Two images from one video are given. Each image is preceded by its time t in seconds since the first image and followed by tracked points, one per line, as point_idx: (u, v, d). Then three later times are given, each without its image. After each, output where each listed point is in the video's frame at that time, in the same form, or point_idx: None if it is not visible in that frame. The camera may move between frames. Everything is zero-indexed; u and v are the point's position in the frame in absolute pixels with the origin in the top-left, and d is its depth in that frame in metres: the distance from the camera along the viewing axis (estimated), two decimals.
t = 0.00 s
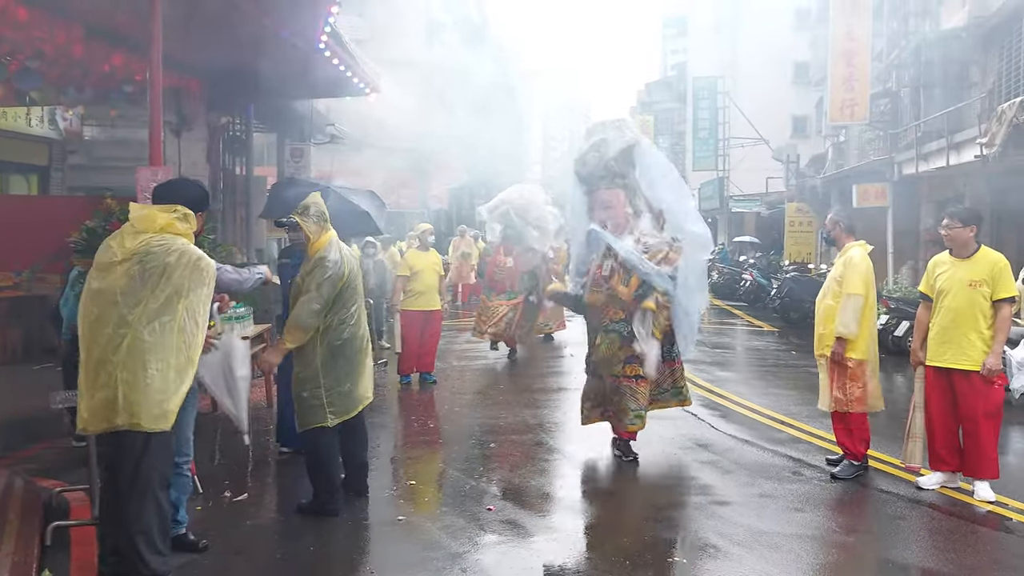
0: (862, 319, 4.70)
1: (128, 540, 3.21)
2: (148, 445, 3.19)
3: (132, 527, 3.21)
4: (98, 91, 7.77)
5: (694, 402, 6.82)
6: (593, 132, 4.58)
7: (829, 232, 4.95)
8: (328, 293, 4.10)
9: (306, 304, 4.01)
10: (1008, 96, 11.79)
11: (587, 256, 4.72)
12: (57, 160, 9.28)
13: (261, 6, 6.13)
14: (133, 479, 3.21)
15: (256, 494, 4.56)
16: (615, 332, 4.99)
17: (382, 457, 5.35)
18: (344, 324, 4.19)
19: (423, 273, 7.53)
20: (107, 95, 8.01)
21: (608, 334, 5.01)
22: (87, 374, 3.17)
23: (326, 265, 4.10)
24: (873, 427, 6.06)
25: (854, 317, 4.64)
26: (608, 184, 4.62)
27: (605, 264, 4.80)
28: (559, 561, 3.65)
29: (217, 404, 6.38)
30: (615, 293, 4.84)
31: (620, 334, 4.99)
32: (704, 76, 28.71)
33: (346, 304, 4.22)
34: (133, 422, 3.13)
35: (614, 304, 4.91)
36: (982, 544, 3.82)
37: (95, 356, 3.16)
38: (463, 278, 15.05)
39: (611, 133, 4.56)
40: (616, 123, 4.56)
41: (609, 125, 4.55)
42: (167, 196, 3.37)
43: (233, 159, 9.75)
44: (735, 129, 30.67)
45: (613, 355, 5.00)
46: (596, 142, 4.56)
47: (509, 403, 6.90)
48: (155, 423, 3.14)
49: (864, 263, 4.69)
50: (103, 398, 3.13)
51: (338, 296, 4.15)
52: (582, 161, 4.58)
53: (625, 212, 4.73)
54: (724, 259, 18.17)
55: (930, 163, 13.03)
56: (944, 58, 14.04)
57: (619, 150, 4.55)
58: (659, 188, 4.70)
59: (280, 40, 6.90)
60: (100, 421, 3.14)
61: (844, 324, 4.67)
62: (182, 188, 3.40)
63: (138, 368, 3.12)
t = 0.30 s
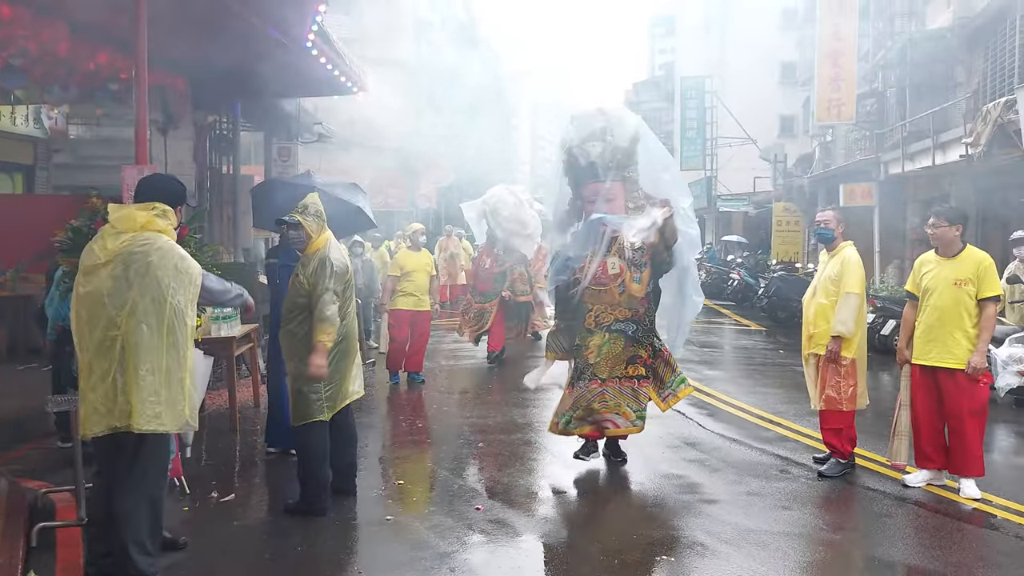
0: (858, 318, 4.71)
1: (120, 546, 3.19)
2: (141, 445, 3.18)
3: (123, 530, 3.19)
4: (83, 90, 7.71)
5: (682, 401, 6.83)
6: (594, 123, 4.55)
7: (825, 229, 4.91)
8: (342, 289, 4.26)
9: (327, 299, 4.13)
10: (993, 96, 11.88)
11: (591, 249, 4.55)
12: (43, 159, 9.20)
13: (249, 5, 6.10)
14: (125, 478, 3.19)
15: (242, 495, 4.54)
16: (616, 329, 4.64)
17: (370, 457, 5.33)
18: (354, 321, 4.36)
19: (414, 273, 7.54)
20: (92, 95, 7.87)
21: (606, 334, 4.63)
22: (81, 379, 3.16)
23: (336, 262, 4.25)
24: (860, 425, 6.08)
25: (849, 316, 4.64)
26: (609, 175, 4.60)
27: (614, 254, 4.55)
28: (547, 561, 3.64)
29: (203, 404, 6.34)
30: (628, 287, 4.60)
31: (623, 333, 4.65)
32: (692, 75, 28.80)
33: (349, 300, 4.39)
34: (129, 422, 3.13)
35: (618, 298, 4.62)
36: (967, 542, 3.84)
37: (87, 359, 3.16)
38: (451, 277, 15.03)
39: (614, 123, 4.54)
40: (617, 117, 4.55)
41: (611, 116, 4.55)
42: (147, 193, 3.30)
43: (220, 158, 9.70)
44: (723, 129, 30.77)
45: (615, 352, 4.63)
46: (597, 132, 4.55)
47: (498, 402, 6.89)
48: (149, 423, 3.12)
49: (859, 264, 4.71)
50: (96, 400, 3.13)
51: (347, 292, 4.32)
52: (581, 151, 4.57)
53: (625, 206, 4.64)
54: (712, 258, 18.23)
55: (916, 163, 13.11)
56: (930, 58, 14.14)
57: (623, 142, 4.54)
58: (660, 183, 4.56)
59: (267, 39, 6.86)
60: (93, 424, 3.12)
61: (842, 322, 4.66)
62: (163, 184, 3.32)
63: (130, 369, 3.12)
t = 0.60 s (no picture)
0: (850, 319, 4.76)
1: (118, 546, 3.18)
2: (130, 443, 3.17)
3: (115, 529, 3.16)
4: (70, 88, 7.66)
5: (672, 401, 6.84)
6: (598, 121, 4.52)
7: (817, 228, 4.90)
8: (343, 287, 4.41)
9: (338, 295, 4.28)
10: (981, 97, 11.94)
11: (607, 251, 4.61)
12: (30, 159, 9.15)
13: (238, 3, 6.06)
14: (114, 477, 3.17)
15: (231, 496, 4.52)
16: (628, 333, 4.74)
17: (360, 457, 5.31)
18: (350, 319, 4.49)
19: (405, 275, 7.46)
20: (79, 92, 7.85)
21: (622, 338, 4.74)
22: (75, 380, 3.13)
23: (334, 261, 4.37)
24: (849, 424, 6.11)
25: (847, 316, 4.69)
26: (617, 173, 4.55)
27: (622, 258, 4.68)
28: (537, 561, 3.64)
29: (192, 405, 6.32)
30: (638, 291, 4.74)
31: (631, 337, 4.77)
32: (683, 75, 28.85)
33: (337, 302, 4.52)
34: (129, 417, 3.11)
35: (629, 305, 4.73)
36: (957, 540, 3.86)
37: (79, 359, 3.13)
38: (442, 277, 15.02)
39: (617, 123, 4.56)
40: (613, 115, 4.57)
41: (608, 115, 4.56)
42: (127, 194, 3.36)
43: (209, 157, 9.66)
44: (713, 129, 30.86)
45: (627, 358, 4.78)
46: (601, 130, 4.53)
47: (489, 402, 6.89)
48: (156, 413, 3.13)
49: (852, 265, 4.74)
50: (93, 399, 3.09)
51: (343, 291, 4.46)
52: (593, 148, 4.48)
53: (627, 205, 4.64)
54: (702, 259, 18.26)
55: (905, 163, 13.18)
56: (918, 59, 14.20)
57: (627, 138, 4.57)
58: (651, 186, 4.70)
59: (256, 37, 6.83)
60: (92, 423, 3.09)
61: (839, 323, 4.70)
62: (151, 188, 3.42)
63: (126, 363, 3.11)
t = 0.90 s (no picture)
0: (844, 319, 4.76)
1: (108, 544, 3.16)
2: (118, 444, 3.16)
3: (106, 529, 3.15)
4: (66, 88, 7.64)
5: (668, 401, 6.84)
6: (593, 115, 4.31)
7: (811, 227, 4.93)
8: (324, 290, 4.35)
9: (311, 301, 4.20)
10: (975, 97, 11.98)
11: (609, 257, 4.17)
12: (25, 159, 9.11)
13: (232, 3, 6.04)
14: (105, 480, 3.15)
15: (226, 496, 4.51)
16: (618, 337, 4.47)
17: (355, 458, 5.30)
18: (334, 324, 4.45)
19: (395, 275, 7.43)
20: (74, 91, 7.82)
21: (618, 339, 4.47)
22: (58, 377, 3.10)
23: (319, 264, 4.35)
24: (844, 425, 6.11)
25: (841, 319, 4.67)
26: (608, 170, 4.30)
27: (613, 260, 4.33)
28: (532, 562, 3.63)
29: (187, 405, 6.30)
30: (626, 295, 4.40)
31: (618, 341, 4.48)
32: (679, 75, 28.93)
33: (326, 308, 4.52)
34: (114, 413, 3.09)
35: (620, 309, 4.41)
36: (952, 540, 3.87)
37: (63, 356, 3.11)
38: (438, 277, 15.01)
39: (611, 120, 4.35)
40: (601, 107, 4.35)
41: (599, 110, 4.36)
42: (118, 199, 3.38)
43: (204, 157, 9.64)
44: (709, 129, 30.90)
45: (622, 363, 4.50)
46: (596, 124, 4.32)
47: (484, 402, 6.89)
48: (138, 409, 3.11)
49: (847, 264, 4.75)
50: (76, 395, 3.07)
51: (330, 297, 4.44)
52: (590, 144, 4.27)
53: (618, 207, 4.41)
54: (698, 258, 18.29)
55: (899, 164, 13.22)
56: (913, 60, 14.24)
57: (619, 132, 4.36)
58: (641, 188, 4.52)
59: (250, 37, 6.80)
60: (75, 419, 3.06)
61: (833, 324, 4.70)
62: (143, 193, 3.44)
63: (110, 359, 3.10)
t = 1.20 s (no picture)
0: (840, 319, 4.75)
1: (105, 543, 3.17)
2: (109, 446, 3.15)
3: (103, 529, 3.16)
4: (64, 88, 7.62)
5: (665, 401, 6.85)
6: (574, 106, 4.18)
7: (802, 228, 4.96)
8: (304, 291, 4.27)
9: (280, 304, 4.16)
10: (973, 98, 11.99)
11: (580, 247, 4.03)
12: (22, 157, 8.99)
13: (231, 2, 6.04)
14: (99, 482, 3.15)
15: (224, 495, 4.51)
16: (597, 343, 4.16)
17: (352, 457, 5.29)
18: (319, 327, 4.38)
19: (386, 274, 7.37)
20: (73, 91, 7.80)
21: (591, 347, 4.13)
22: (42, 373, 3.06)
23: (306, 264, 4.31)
24: (841, 425, 6.11)
25: (831, 319, 4.67)
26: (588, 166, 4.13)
27: (591, 257, 4.14)
28: (529, 561, 3.64)
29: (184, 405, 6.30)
30: (608, 298, 4.16)
31: (598, 348, 4.18)
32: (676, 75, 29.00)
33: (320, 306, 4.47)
34: (95, 410, 3.05)
35: (598, 313, 4.13)
36: (949, 540, 3.88)
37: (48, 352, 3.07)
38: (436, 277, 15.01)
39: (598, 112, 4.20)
40: (595, 100, 4.22)
41: (591, 104, 4.21)
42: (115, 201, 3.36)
43: (202, 157, 9.64)
44: (707, 130, 30.94)
45: (598, 371, 4.17)
46: (577, 117, 4.18)
47: (481, 402, 6.89)
48: (118, 410, 3.06)
49: (840, 263, 4.76)
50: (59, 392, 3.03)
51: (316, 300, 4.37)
52: (560, 134, 4.12)
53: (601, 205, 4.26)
54: (695, 259, 18.31)
55: (898, 164, 13.23)
56: (911, 61, 14.25)
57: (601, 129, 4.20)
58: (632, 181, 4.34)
59: (248, 36, 6.78)
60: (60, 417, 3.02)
61: (825, 324, 4.70)
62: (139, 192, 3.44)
63: (91, 358, 3.05)
